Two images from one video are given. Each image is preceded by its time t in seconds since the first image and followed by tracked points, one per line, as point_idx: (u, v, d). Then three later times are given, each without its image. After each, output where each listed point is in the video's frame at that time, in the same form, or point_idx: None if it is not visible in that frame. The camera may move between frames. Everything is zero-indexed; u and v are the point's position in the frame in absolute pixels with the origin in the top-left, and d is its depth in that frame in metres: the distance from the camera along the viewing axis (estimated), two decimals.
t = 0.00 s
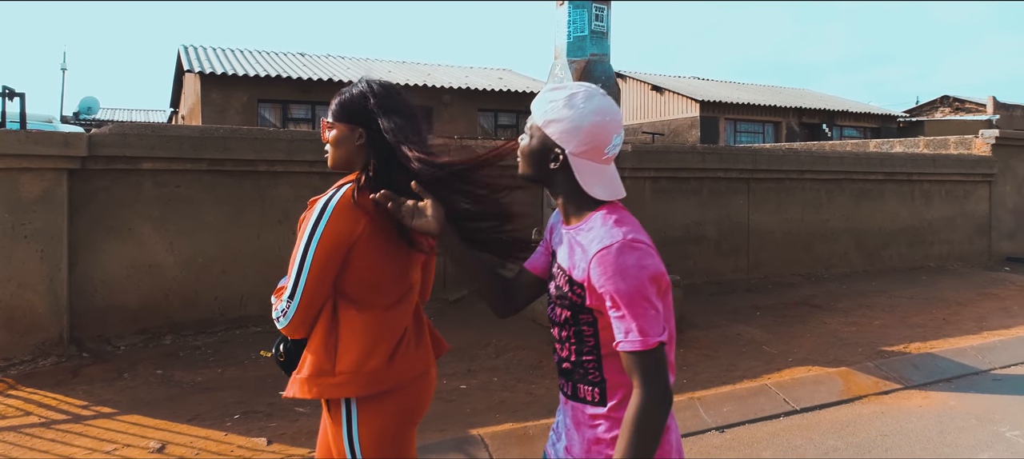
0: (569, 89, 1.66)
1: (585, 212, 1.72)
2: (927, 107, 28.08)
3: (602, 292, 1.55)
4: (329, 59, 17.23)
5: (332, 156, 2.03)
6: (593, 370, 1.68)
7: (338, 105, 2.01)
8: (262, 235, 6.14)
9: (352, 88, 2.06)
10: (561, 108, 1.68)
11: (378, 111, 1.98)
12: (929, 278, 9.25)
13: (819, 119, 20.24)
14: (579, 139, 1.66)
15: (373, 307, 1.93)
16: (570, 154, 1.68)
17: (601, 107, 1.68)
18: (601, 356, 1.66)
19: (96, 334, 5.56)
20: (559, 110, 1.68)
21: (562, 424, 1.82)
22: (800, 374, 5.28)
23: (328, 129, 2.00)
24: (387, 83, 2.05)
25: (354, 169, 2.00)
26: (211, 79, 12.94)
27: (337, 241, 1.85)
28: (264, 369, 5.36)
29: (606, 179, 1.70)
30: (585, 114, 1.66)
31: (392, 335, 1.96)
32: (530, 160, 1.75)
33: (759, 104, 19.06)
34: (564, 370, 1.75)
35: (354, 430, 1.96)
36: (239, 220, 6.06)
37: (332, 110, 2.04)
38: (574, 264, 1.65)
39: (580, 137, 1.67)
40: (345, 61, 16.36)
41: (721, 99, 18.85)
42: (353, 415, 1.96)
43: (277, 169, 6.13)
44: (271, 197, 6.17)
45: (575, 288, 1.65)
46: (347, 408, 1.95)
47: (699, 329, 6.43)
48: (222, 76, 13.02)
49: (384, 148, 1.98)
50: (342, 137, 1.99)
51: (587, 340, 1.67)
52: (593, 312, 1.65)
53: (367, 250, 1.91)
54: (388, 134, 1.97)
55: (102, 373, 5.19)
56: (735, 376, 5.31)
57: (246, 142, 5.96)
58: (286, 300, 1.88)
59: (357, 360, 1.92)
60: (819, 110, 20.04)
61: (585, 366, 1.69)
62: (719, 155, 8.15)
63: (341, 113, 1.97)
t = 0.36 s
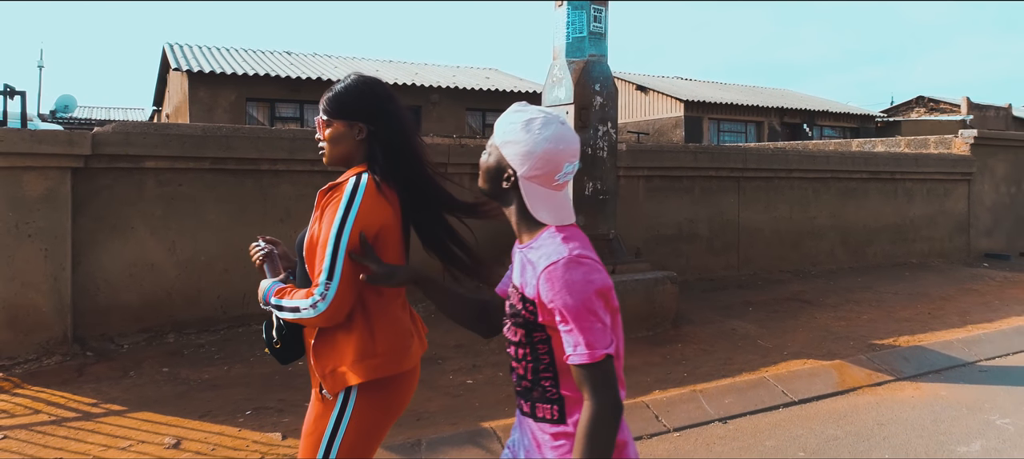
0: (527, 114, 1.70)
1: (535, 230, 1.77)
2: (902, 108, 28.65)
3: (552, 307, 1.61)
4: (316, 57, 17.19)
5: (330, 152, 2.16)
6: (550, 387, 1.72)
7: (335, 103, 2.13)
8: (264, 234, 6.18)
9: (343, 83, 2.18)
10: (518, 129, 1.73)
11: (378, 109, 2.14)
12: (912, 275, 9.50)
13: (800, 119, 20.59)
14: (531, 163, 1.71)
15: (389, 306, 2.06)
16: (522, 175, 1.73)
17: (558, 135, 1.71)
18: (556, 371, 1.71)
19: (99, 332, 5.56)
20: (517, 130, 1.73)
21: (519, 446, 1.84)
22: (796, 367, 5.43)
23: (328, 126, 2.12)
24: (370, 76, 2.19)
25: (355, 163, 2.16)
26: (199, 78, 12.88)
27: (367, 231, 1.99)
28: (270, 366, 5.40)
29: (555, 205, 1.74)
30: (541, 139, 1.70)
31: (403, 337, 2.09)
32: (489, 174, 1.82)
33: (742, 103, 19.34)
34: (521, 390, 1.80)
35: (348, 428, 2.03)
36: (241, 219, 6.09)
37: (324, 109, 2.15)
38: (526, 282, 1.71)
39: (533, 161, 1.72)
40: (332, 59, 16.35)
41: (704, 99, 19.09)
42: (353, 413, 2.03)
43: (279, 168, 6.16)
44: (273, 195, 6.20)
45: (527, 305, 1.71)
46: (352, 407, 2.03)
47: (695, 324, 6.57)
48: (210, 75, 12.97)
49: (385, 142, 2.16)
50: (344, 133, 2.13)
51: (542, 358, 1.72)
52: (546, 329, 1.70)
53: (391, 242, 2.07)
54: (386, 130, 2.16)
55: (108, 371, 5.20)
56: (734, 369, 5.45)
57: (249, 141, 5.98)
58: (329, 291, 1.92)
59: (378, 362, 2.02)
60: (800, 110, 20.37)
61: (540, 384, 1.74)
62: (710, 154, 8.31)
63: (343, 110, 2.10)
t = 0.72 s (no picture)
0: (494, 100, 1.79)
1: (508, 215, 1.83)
2: (887, 108, 29.07)
3: (521, 290, 1.67)
4: (309, 56, 17.16)
5: (339, 154, 2.31)
6: (517, 369, 1.79)
7: (335, 107, 2.27)
8: (274, 232, 6.22)
9: (331, 87, 2.31)
10: (487, 115, 1.80)
11: (376, 107, 2.31)
12: (904, 272, 9.70)
13: (789, 119, 20.84)
14: (498, 147, 1.78)
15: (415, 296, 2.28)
16: (492, 159, 1.80)
17: (526, 118, 1.78)
18: (524, 353, 1.77)
19: (112, 331, 5.58)
20: (487, 116, 1.81)
21: (488, 425, 1.92)
22: (801, 361, 5.57)
23: (336, 129, 2.26)
24: (355, 74, 2.34)
25: (366, 160, 2.32)
26: (194, 77, 12.84)
27: (402, 232, 2.18)
28: (284, 363, 5.45)
29: (526, 188, 1.81)
30: (508, 123, 1.77)
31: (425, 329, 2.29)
32: (464, 161, 1.90)
33: (731, 103, 19.55)
34: (492, 370, 1.86)
35: (364, 414, 2.15)
36: (251, 218, 6.13)
37: (322, 115, 2.28)
38: (496, 266, 1.77)
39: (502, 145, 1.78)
40: (325, 58, 16.36)
41: (695, 99, 19.28)
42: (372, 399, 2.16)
43: (289, 167, 6.20)
44: (283, 194, 6.24)
45: (497, 288, 1.77)
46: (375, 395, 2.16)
47: (699, 320, 6.68)
48: (205, 74, 12.93)
49: (388, 137, 2.35)
50: (352, 133, 2.29)
51: (510, 340, 1.79)
52: (514, 312, 1.77)
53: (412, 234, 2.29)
54: (387, 125, 2.34)
55: (122, 369, 5.23)
56: (740, 364, 5.57)
57: (260, 140, 6.01)
58: (386, 290, 2.09)
59: (408, 354, 2.19)
60: (789, 110, 20.63)
61: (510, 364, 1.80)
62: (709, 153, 8.44)
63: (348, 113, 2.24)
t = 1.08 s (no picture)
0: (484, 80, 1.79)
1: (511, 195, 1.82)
2: (880, 107, 29.33)
3: (523, 267, 1.67)
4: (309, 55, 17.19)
5: (347, 163, 2.29)
6: (517, 348, 1.78)
7: (340, 117, 2.25)
8: (290, 231, 6.26)
9: (333, 97, 2.29)
10: (479, 96, 1.80)
11: (379, 115, 2.31)
12: (905, 269, 9.84)
13: (785, 118, 21.02)
14: (495, 125, 1.77)
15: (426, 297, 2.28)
16: (489, 139, 1.79)
17: (517, 94, 1.78)
18: (524, 332, 1.77)
19: (131, 329, 5.61)
20: (479, 97, 1.81)
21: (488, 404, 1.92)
22: (814, 356, 5.66)
23: (343, 139, 2.24)
24: (357, 82, 2.33)
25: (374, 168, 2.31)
26: (197, 76, 12.85)
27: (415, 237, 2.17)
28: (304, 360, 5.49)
29: (526, 162, 1.80)
30: (501, 100, 1.77)
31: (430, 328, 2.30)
32: (461, 147, 1.87)
33: (729, 103, 19.70)
34: (494, 349, 1.86)
35: (379, 421, 2.12)
36: (268, 216, 6.17)
37: (326, 125, 2.26)
38: (500, 244, 1.77)
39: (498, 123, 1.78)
40: (326, 57, 16.40)
41: (693, 99, 19.41)
42: (387, 406, 2.13)
43: (305, 165, 6.25)
44: (299, 193, 6.29)
45: (500, 266, 1.77)
46: (390, 402, 2.13)
47: (709, 317, 6.76)
48: (208, 73, 12.95)
49: (392, 144, 2.35)
50: (358, 142, 2.27)
51: (511, 318, 1.79)
52: (517, 290, 1.76)
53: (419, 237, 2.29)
54: (391, 132, 2.34)
55: (144, 366, 5.26)
56: (754, 360, 5.66)
57: (277, 139, 6.06)
58: (410, 296, 2.08)
59: (421, 359, 2.18)
60: (785, 109, 20.81)
61: (510, 343, 1.80)
62: (716, 152, 8.54)
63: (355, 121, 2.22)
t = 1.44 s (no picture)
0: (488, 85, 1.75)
1: (522, 199, 1.77)
2: (878, 107, 29.52)
3: (535, 276, 1.62)
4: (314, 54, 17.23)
5: (351, 155, 2.17)
6: (529, 357, 1.74)
7: (344, 106, 2.13)
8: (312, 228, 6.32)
9: (338, 86, 2.17)
10: (484, 100, 1.77)
11: (385, 104, 2.18)
12: (912, 267, 9.94)
13: (786, 118, 21.17)
14: (503, 130, 1.73)
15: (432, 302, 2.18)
16: (498, 143, 1.75)
17: (523, 97, 1.75)
18: (536, 341, 1.72)
19: (157, 325, 5.65)
20: (483, 103, 1.77)
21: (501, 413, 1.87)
22: (833, 351, 5.75)
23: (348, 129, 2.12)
24: (365, 70, 2.21)
25: (380, 159, 2.19)
26: (205, 75, 12.89)
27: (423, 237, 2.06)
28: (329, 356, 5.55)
29: (536, 165, 1.76)
30: (507, 103, 1.73)
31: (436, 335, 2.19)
32: (468, 154, 1.83)
33: (731, 103, 19.83)
34: (506, 358, 1.81)
35: (384, 423, 2.04)
36: (290, 214, 6.23)
37: (331, 113, 2.16)
38: (510, 252, 1.72)
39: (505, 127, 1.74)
40: (331, 56, 16.45)
41: (695, 98, 19.51)
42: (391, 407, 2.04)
43: (327, 163, 6.32)
44: (320, 191, 6.35)
45: (510, 275, 1.72)
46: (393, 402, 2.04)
47: (725, 314, 6.84)
48: (216, 73, 13.00)
49: (398, 135, 2.21)
50: (364, 133, 2.15)
51: (522, 328, 1.73)
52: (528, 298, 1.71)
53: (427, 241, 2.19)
54: (397, 122, 2.21)
55: (172, 362, 5.31)
56: (774, 355, 5.74)
57: (300, 137, 6.12)
58: (410, 293, 1.98)
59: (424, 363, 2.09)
60: (786, 109, 20.94)
61: (522, 353, 1.75)
62: (727, 151, 8.63)
63: (360, 111, 2.10)
